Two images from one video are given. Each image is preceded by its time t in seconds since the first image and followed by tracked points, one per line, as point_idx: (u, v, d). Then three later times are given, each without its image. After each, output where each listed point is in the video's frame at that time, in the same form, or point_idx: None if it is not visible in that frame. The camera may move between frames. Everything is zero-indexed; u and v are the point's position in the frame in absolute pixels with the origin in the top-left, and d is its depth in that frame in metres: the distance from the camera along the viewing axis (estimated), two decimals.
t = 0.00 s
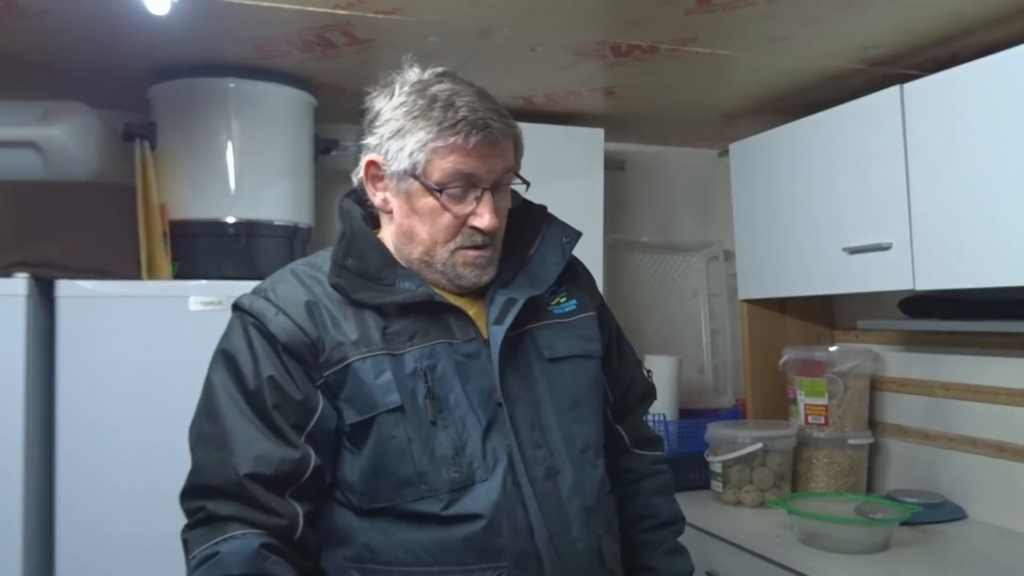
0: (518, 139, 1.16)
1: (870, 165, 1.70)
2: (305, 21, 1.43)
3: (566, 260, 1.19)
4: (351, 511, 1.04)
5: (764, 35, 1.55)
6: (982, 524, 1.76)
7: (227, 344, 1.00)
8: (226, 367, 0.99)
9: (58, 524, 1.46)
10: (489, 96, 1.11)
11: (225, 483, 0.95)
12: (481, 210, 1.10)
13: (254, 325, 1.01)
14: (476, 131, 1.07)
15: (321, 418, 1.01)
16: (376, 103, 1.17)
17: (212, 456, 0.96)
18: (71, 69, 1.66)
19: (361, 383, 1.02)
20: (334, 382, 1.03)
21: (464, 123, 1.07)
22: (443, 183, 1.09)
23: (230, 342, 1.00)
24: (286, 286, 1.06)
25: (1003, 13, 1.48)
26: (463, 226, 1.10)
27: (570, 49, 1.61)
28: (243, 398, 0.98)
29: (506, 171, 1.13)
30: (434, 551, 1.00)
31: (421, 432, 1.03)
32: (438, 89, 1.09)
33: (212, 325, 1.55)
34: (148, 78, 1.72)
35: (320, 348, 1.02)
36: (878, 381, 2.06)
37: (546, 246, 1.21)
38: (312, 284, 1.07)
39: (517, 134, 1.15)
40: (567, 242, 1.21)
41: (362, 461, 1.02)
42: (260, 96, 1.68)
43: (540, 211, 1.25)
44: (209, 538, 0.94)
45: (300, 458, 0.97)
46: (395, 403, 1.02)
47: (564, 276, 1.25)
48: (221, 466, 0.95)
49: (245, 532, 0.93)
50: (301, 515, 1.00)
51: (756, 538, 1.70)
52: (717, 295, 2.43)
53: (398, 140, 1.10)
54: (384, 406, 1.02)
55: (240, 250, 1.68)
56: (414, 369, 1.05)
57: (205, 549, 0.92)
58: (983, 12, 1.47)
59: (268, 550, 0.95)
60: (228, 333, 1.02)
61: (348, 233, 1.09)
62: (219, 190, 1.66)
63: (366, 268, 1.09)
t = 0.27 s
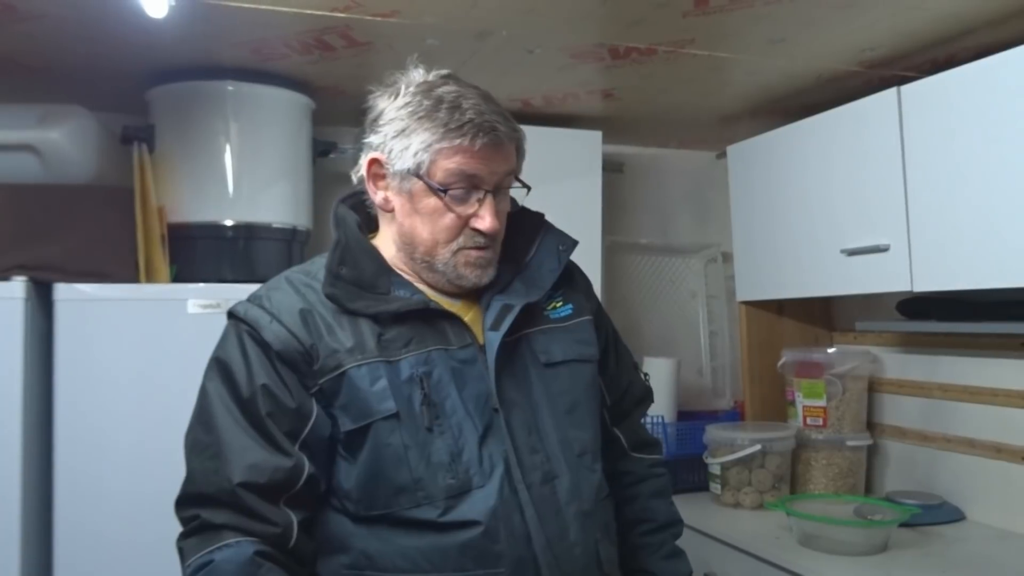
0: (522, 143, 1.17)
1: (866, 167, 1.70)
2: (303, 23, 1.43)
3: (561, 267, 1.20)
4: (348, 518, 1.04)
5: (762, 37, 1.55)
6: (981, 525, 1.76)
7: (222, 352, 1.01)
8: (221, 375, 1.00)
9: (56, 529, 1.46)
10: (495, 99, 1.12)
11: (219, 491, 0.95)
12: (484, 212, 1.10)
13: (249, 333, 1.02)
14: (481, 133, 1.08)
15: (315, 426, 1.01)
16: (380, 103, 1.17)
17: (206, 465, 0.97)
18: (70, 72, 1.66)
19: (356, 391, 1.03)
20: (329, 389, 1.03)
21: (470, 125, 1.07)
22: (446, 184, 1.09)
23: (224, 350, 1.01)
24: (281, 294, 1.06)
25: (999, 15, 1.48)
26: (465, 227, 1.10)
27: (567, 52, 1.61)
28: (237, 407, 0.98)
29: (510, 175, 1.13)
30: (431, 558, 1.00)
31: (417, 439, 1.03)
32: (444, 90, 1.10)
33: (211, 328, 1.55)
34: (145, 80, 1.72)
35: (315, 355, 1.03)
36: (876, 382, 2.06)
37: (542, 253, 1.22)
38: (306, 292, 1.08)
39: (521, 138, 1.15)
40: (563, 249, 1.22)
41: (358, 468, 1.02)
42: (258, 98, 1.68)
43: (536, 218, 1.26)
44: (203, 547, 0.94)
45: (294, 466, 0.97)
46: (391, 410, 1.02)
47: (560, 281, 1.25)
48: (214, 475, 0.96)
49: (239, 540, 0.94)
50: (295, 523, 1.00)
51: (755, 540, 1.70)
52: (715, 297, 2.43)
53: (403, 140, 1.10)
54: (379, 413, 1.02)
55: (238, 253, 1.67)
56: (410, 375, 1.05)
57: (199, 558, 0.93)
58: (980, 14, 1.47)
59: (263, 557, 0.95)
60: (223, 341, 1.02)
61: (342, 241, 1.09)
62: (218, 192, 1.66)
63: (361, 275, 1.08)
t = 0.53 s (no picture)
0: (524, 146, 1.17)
1: (865, 169, 1.71)
2: (302, 26, 1.43)
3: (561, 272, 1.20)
4: (345, 521, 1.04)
5: (760, 39, 1.56)
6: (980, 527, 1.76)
7: (220, 353, 1.01)
8: (219, 376, 1.00)
9: (54, 530, 1.45)
10: (500, 102, 1.12)
11: (217, 493, 0.95)
12: (485, 216, 1.10)
13: (248, 335, 1.02)
14: (484, 137, 1.08)
15: (314, 428, 1.02)
16: (383, 103, 1.17)
17: (204, 467, 0.97)
18: (69, 75, 1.66)
19: (354, 393, 1.02)
20: (327, 392, 1.03)
21: (474, 129, 1.07)
22: (448, 186, 1.09)
23: (223, 351, 1.01)
24: (280, 295, 1.06)
25: (997, 17, 1.48)
26: (466, 231, 1.10)
27: (566, 54, 1.61)
28: (235, 408, 0.98)
29: (512, 179, 1.13)
30: (429, 561, 1.00)
31: (415, 442, 1.03)
32: (449, 93, 1.10)
33: (210, 330, 1.55)
34: (144, 83, 1.72)
35: (313, 357, 1.03)
36: (875, 384, 2.06)
37: (541, 256, 1.22)
38: (305, 293, 1.07)
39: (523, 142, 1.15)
40: (563, 254, 1.22)
41: (356, 471, 1.02)
42: (258, 101, 1.68)
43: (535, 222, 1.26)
44: (201, 549, 0.94)
45: (292, 468, 0.97)
46: (389, 413, 1.02)
47: (560, 284, 1.25)
48: (212, 478, 0.96)
49: (236, 542, 0.94)
50: (293, 525, 0.99)
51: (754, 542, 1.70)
52: (714, 299, 2.43)
53: (406, 141, 1.10)
54: (378, 416, 1.02)
55: (237, 255, 1.67)
56: (408, 378, 1.05)
57: (197, 560, 0.93)
58: (979, 16, 1.48)
59: (261, 559, 0.95)
60: (222, 342, 1.03)
61: (340, 243, 1.10)
62: (216, 194, 1.66)
63: (360, 278, 1.08)
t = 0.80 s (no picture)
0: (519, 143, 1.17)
1: (865, 169, 1.70)
2: (301, 27, 1.43)
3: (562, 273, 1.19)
4: (345, 523, 1.04)
5: (760, 40, 1.55)
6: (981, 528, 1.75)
7: (220, 354, 1.01)
8: (219, 378, 1.00)
9: (55, 532, 1.45)
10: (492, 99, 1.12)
11: (215, 495, 0.95)
12: (479, 211, 1.10)
13: (248, 337, 1.02)
14: (475, 132, 1.08)
15: (314, 430, 1.02)
16: (378, 106, 1.18)
17: (204, 469, 0.97)
18: (69, 76, 1.66)
19: (355, 396, 1.02)
20: (327, 394, 1.03)
21: (464, 123, 1.07)
22: (441, 183, 1.08)
23: (223, 352, 1.01)
24: (280, 297, 1.06)
25: (997, 17, 1.48)
26: (460, 228, 1.10)
27: (566, 55, 1.61)
28: (235, 410, 0.98)
29: (507, 174, 1.13)
30: (429, 565, 1.00)
31: (416, 445, 1.03)
32: (439, 90, 1.10)
33: (209, 331, 1.55)
34: (144, 84, 1.72)
35: (313, 360, 1.03)
36: (875, 385, 2.06)
37: (541, 258, 1.21)
38: (306, 295, 1.07)
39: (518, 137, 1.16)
40: (564, 256, 1.22)
41: (357, 474, 1.02)
42: (257, 102, 1.69)
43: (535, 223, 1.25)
44: (199, 551, 0.95)
45: (291, 471, 0.97)
46: (389, 416, 1.02)
47: (560, 287, 1.25)
48: (211, 480, 0.96)
49: (235, 544, 0.94)
50: (293, 528, 0.99)
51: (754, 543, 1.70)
52: (714, 300, 2.43)
53: (398, 139, 1.10)
54: (378, 419, 1.02)
55: (237, 256, 1.67)
56: (409, 381, 1.05)
57: (196, 563, 0.94)
58: (979, 15, 1.47)
59: (260, 561, 0.95)
60: (222, 344, 1.03)
61: (341, 244, 1.09)
62: (216, 195, 1.66)
63: (361, 280, 1.08)
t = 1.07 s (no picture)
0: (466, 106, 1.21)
1: (865, 168, 1.70)
2: (301, 26, 1.43)
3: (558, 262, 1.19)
4: (345, 525, 1.04)
5: (761, 39, 1.55)
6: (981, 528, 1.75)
7: (220, 355, 1.01)
8: (219, 378, 1.00)
9: (55, 532, 1.45)
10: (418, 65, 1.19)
11: (214, 497, 0.95)
12: (420, 159, 1.13)
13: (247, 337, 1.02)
14: (398, 90, 1.15)
15: (312, 432, 1.01)
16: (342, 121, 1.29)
17: (202, 471, 0.97)
18: (68, 76, 1.66)
19: (353, 398, 1.02)
20: (326, 395, 1.03)
21: (384, 83, 1.16)
22: (380, 143, 1.14)
23: (223, 352, 1.01)
24: (279, 296, 1.07)
25: (997, 16, 1.48)
26: (409, 180, 1.12)
27: (567, 54, 1.61)
28: (234, 411, 0.98)
29: (449, 125, 1.16)
30: (429, 567, 1.00)
31: (415, 447, 1.02)
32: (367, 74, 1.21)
33: (209, 331, 1.55)
34: (144, 83, 1.72)
35: (312, 360, 1.03)
36: (875, 384, 2.06)
37: (536, 250, 1.22)
38: (306, 295, 1.08)
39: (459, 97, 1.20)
40: (558, 239, 1.21)
41: (357, 476, 1.02)
42: (256, 101, 1.68)
43: (527, 212, 1.25)
44: (198, 553, 0.94)
45: (290, 473, 0.97)
46: (389, 417, 1.01)
47: (560, 285, 1.25)
48: (210, 481, 0.96)
49: (235, 545, 0.94)
50: (291, 530, 0.99)
51: (755, 542, 1.70)
52: (715, 299, 2.43)
53: (343, 125, 1.19)
54: (377, 420, 1.01)
55: (237, 255, 1.67)
56: (407, 383, 1.04)
57: (195, 564, 0.93)
58: (979, 15, 1.47)
59: (259, 563, 0.95)
60: (222, 345, 1.03)
61: (347, 237, 1.11)
62: (216, 195, 1.66)
63: (363, 272, 1.09)
